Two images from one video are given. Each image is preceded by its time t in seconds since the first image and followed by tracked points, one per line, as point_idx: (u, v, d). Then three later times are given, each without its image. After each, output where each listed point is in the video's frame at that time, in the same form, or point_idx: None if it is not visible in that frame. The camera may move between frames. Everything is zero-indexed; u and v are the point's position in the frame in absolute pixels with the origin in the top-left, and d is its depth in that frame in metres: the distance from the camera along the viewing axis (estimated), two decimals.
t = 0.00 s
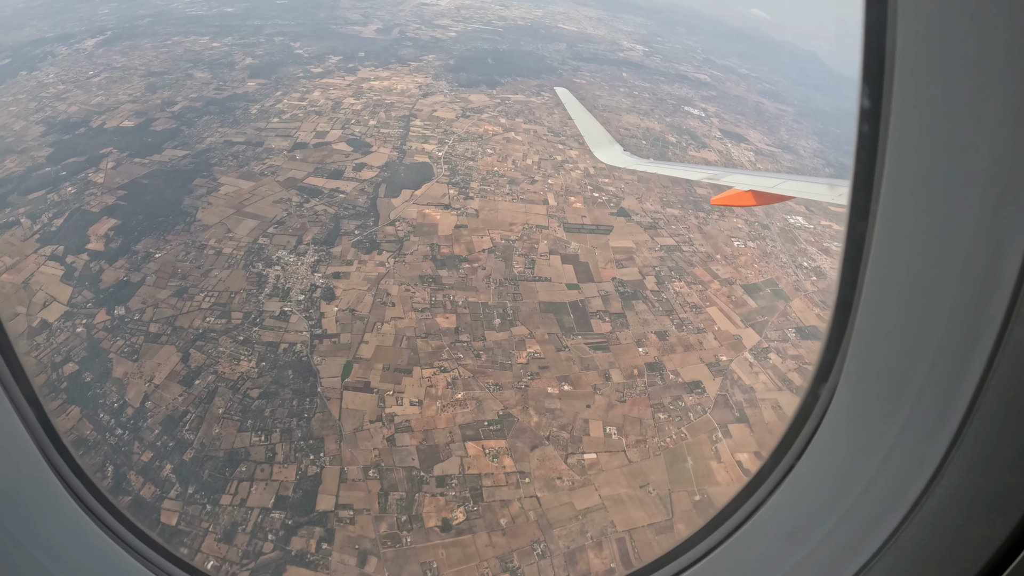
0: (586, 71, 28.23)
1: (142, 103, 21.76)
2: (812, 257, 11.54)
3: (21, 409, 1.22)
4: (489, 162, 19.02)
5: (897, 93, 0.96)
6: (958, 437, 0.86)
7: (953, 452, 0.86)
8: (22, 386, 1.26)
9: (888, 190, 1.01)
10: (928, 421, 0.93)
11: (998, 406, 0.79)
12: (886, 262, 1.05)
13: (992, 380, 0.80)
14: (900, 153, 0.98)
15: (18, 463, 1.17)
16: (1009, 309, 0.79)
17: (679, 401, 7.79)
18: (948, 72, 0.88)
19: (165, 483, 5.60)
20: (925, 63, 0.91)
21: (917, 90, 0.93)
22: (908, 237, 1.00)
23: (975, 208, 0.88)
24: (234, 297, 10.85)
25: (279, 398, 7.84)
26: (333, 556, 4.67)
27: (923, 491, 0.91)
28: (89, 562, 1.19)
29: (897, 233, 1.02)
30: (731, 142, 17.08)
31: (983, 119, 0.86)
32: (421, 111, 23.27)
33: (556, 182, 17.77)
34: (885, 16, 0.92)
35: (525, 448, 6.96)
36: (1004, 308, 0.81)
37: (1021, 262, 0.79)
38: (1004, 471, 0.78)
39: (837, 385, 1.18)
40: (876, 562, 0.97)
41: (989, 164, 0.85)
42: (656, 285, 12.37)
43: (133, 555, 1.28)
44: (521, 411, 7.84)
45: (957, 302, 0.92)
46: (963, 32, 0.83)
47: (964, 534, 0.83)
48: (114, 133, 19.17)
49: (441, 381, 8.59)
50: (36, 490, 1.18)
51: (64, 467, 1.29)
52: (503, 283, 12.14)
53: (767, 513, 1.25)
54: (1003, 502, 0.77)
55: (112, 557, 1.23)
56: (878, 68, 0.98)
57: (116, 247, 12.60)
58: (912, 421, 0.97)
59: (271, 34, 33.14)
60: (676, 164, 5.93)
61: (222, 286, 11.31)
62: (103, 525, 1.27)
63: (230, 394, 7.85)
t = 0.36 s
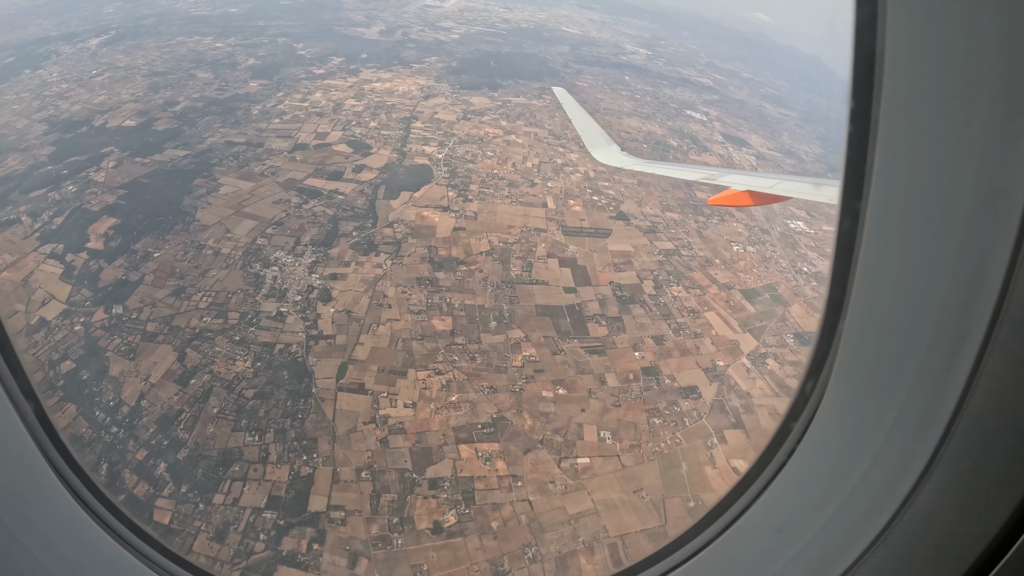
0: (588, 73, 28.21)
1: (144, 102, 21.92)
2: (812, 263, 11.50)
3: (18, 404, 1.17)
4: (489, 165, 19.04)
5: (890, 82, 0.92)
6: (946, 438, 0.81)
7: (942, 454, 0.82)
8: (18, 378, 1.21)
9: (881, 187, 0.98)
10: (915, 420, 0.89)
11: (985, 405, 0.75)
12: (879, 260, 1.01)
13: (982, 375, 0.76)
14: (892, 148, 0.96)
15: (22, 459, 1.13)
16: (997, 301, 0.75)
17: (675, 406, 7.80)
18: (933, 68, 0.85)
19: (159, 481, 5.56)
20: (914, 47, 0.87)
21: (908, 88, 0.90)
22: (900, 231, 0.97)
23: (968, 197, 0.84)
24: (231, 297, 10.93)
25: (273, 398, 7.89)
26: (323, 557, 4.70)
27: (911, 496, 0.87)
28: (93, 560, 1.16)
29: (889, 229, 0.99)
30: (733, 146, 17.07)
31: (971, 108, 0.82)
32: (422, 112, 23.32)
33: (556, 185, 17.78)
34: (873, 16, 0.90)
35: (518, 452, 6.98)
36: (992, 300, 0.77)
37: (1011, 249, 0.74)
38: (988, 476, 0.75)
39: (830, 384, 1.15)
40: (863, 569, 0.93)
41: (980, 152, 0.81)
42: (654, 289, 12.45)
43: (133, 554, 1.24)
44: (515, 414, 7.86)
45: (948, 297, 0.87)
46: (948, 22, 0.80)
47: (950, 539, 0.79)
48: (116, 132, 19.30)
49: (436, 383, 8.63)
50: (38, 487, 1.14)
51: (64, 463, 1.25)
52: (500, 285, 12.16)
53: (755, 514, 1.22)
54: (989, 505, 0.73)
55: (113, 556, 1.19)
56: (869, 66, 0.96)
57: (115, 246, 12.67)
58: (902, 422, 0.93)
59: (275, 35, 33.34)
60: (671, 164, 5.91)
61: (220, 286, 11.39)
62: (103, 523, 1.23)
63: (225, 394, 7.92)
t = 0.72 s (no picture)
0: (591, 76, 28.24)
1: (146, 102, 22.08)
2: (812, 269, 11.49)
3: (18, 402, 1.18)
4: (489, 168, 19.09)
5: (884, 59, 0.83)
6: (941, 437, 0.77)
7: (935, 453, 0.78)
8: (18, 373, 1.22)
9: (878, 171, 0.90)
10: (912, 417, 0.84)
11: (983, 405, 0.71)
12: (880, 246, 0.92)
13: (977, 368, 0.72)
14: (890, 131, 0.87)
15: (19, 451, 1.13)
16: (991, 297, 0.71)
17: (670, 411, 7.81)
18: (934, 49, 0.77)
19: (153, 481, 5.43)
20: (909, 21, 0.78)
21: (901, 73, 0.82)
22: (901, 217, 0.88)
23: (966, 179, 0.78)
24: (228, 297, 11.00)
25: (268, 399, 7.96)
26: (315, 557, 4.71)
27: (902, 497, 0.82)
28: (86, 558, 1.15)
29: (891, 213, 0.90)
30: (734, 150, 17.10)
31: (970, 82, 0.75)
32: (423, 115, 23.40)
33: (555, 188, 17.81)
34: None
35: (511, 455, 7.01)
36: (988, 289, 0.72)
37: (1005, 241, 0.70)
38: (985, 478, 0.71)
39: (824, 381, 1.06)
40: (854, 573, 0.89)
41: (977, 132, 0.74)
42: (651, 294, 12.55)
43: (130, 550, 1.23)
44: (509, 418, 7.89)
45: (946, 288, 0.81)
46: (937, 10, 0.74)
47: (943, 544, 0.75)
48: (118, 132, 19.44)
49: (430, 386, 8.67)
50: (33, 482, 1.14)
51: (65, 459, 1.25)
52: (497, 288, 12.20)
53: (742, 517, 1.16)
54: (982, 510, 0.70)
55: (109, 552, 1.19)
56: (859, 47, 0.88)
57: (115, 245, 12.74)
58: (896, 421, 0.87)
59: (278, 36, 33.55)
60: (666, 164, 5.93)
61: (217, 286, 11.46)
62: (100, 519, 1.23)
63: (220, 394, 8.03)
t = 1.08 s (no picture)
0: (593, 79, 28.27)
1: (149, 103, 22.24)
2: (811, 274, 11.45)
3: (13, 401, 1.20)
4: (489, 170, 19.12)
5: (886, 82, 0.91)
6: (941, 432, 0.85)
7: (937, 447, 0.85)
8: (13, 372, 1.24)
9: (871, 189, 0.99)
10: (910, 413, 0.92)
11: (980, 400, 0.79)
12: (877, 258, 1.00)
13: (975, 369, 0.80)
14: (888, 152, 0.95)
15: (11, 451, 1.15)
16: (989, 302, 0.78)
17: (666, 417, 7.81)
18: (933, 77, 0.85)
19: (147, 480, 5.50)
20: (915, 43, 0.85)
21: (903, 94, 0.91)
22: (899, 230, 0.95)
23: (959, 198, 0.86)
24: (226, 298, 11.07)
25: (263, 400, 8.02)
26: (307, 559, 4.74)
27: (907, 488, 0.90)
28: (77, 556, 1.19)
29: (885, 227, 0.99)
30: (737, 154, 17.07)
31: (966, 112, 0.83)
32: (425, 117, 23.46)
33: (555, 191, 17.83)
34: (867, 14, 0.89)
35: (505, 459, 7.05)
36: (984, 297, 0.80)
37: (1002, 248, 0.77)
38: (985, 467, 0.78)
39: (822, 383, 1.15)
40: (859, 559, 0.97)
41: (974, 152, 0.82)
42: (650, 298, 12.58)
43: (122, 549, 1.27)
44: (504, 421, 7.92)
45: (941, 295, 0.90)
46: (944, 33, 0.81)
47: (947, 530, 0.83)
48: (120, 132, 19.58)
49: (425, 389, 8.72)
50: (25, 480, 1.17)
51: (56, 457, 1.28)
52: (494, 291, 12.23)
53: (743, 516, 1.24)
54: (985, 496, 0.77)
55: (100, 551, 1.22)
56: (860, 66, 0.96)
57: (114, 244, 12.82)
58: (896, 418, 0.95)
59: (281, 38, 33.74)
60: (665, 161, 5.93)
61: (216, 287, 11.53)
62: (92, 518, 1.26)
63: (215, 394, 8.08)
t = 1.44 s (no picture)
0: (596, 83, 28.28)
1: (151, 104, 22.38)
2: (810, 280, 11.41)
3: (11, 403, 1.21)
4: (489, 173, 19.15)
5: (886, 88, 0.92)
6: (936, 431, 0.87)
7: (932, 447, 0.88)
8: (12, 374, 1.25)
9: (868, 195, 1.00)
10: (908, 410, 0.94)
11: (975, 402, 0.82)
12: (877, 260, 1.01)
13: (969, 372, 0.82)
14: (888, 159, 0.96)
15: (11, 452, 1.17)
16: (984, 305, 0.81)
17: (662, 422, 7.80)
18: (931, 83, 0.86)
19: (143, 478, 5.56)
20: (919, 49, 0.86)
21: (901, 102, 0.92)
22: (900, 232, 0.96)
23: (954, 206, 0.88)
24: (224, 299, 11.13)
25: (259, 401, 8.06)
26: (299, 559, 4.75)
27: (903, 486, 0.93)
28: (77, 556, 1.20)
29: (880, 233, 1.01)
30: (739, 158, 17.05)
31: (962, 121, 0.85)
32: (426, 120, 23.53)
33: (555, 195, 17.84)
34: (863, 23, 0.89)
35: (499, 463, 7.10)
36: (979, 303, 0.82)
37: (996, 256, 0.79)
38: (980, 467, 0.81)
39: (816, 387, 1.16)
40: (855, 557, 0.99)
41: (971, 160, 0.84)
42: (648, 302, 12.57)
43: (120, 547, 1.28)
44: (499, 425, 7.94)
45: (938, 299, 0.91)
46: (946, 40, 0.82)
47: (943, 526, 0.86)
48: (122, 132, 19.70)
49: (421, 392, 8.74)
50: (25, 482, 1.18)
51: (54, 457, 1.29)
52: (492, 294, 12.27)
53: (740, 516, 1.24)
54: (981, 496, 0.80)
55: (99, 551, 1.24)
56: (856, 73, 0.97)
57: (115, 244, 12.89)
58: (892, 419, 0.97)
59: (284, 40, 33.90)
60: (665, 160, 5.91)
61: (214, 288, 11.59)
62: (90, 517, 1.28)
63: (212, 395, 8.14)
